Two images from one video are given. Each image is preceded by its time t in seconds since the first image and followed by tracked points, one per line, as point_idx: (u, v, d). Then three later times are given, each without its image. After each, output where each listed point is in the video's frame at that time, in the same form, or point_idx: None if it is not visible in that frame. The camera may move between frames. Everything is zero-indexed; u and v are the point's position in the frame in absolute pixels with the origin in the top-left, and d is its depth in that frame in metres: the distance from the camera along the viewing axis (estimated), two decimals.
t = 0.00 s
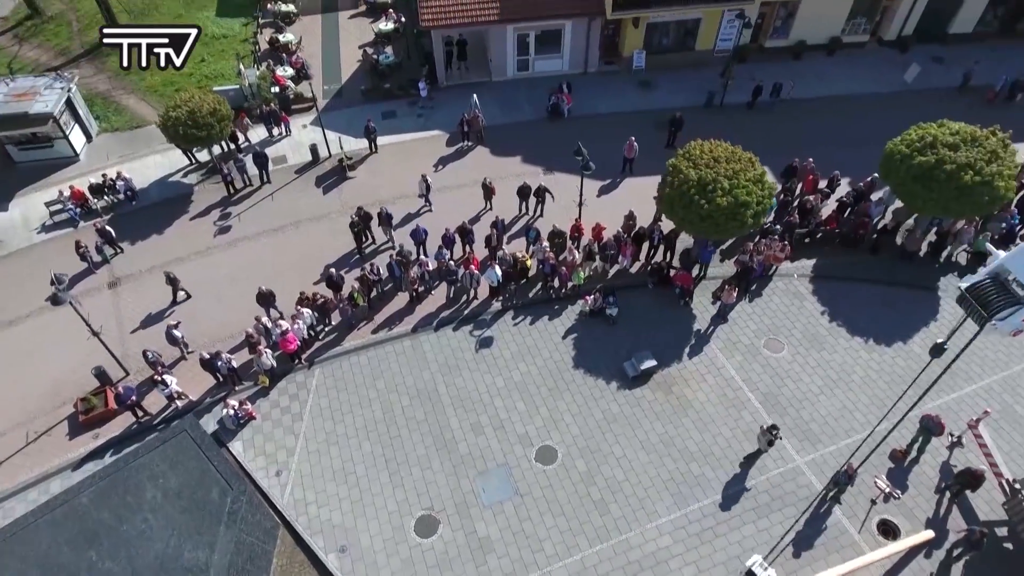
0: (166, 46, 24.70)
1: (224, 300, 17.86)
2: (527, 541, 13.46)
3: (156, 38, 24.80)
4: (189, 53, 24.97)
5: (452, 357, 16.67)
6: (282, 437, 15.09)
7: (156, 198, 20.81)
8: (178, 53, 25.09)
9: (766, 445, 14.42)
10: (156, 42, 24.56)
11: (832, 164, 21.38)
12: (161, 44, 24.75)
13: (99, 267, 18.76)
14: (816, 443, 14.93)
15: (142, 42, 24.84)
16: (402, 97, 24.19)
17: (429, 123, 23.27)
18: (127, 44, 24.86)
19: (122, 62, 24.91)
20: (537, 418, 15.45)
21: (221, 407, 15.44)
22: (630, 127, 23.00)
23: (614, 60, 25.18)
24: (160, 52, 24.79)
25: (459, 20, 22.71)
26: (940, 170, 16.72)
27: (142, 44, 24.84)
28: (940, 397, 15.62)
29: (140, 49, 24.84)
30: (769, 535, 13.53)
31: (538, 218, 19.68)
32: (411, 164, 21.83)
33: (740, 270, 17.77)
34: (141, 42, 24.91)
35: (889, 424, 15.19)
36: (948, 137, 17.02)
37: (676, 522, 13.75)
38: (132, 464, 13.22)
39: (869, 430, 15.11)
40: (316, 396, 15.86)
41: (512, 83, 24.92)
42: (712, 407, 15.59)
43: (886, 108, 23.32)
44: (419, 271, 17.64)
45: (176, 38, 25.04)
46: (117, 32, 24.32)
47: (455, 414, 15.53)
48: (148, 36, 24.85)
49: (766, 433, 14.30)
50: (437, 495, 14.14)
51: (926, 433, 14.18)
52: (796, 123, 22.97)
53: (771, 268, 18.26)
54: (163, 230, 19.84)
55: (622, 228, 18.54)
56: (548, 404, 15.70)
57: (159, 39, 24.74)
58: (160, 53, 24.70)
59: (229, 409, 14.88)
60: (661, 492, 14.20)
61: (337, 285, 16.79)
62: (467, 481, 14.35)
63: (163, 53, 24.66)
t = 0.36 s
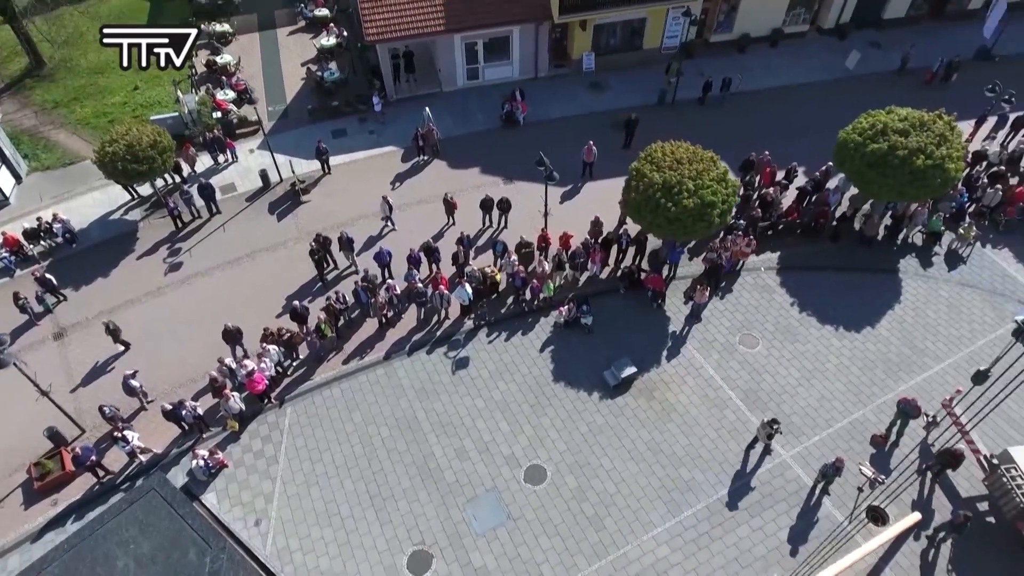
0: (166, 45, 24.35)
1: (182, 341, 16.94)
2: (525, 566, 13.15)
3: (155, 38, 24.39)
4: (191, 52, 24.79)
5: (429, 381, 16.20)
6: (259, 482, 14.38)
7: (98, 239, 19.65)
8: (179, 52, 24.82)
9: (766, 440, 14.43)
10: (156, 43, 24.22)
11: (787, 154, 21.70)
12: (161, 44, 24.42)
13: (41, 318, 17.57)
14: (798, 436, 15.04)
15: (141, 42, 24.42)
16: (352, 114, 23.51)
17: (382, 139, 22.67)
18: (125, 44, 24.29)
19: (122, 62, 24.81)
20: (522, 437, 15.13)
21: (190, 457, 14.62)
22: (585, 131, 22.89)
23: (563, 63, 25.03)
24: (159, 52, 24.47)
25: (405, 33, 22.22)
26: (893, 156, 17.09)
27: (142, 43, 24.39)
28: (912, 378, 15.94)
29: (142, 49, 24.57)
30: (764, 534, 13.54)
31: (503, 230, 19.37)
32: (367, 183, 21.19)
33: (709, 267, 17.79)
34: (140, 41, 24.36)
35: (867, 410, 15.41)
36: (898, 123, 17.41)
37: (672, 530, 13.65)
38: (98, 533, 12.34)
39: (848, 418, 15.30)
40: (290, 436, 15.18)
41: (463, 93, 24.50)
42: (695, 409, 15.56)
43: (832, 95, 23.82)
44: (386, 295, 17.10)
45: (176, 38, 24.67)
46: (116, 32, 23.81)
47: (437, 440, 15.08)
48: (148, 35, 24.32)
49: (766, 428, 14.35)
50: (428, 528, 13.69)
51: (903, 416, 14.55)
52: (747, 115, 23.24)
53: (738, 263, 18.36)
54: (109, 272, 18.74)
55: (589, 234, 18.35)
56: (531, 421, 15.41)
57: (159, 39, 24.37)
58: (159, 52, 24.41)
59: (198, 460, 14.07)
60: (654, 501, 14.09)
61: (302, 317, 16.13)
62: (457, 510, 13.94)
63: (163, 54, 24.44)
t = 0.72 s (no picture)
0: (166, 45, 24.57)
1: (133, 397, 15.88)
2: None
3: (155, 38, 24.62)
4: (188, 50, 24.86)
5: (402, 411, 15.65)
6: (233, 539, 13.58)
7: (28, 293, 18.27)
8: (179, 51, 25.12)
9: (762, 431, 14.52)
10: (156, 42, 24.49)
11: (734, 146, 22.00)
12: (160, 45, 24.60)
13: None
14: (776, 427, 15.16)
15: (140, 42, 24.56)
16: (292, 137, 22.63)
17: (327, 161, 21.90)
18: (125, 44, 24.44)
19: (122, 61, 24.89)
20: (505, 459, 14.78)
21: (156, 521, 13.69)
22: (535, 137, 22.69)
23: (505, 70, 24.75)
24: (160, 51, 24.53)
25: (343, 52, 21.58)
26: (839, 142, 17.48)
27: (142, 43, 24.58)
28: (878, 358, 16.30)
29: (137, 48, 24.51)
30: (756, 531, 13.58)
31: (462, 246, 18.95)
32: (316, 208, 20.42)
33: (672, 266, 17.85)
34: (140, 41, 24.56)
35: (839, 394, 15.67)
36: (840, 110, 17.81)
37: (665, 538, 13.55)
38: None
39: (822, 404, 15.52)
40: (262, 486, 14.40)
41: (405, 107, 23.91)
42: (674, 411, 15.53)
43: (770, 84, 24.31)
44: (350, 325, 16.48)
45: (176, 37, 25.08)
46: (115, 33, 23.89)
47: (418, 473, 14.57)
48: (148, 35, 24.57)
49: (761, 421, 14.41)
50: (419, 567, 13.19)
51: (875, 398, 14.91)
52: (691, 109, 23.47)
53: (700, 259, 18.47)
54: (44, 329, 17.42)
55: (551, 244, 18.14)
56: (512, 441, 15.08)
57: (158, 40, 24.58)
58: (157, 53, 24.54)
59: (166, 524, 13.16)
60: (644, 509, 13.97)
61: (263, 358, 15.37)
62: (447, 544, 13.48)
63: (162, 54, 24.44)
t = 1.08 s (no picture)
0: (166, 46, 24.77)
1: (87, 461, 14.79)
2: None
3: (156, 38, 24.90)
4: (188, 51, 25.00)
5: (380, 445, 15.08)
6: None
7: None
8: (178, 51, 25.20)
9: (755, 421, 14.73)
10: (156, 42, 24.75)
11: (683, 141, 22.17)
12: (160, 44, 24.91)
13: None
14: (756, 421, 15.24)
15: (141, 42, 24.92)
16: (233, 166, 21.64)
17: (272, 188, 21.01)
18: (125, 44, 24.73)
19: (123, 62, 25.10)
20: (492, 483, 14.41)
21: None
22: (485, 146, 22.34)
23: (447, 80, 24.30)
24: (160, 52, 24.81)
25: (279, 74, 20.76)
26: (788, 133, 17.74)
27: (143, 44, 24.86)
28: (845, 341, 16.62)
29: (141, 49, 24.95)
30: (750, 528, 13.61)
31: (424, 266, 18.46)
32: (266, 239, 19.53)
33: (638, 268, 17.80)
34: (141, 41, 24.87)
35: (813, 381, 15.91)
36: (786, 101, 18.08)
37: (662, 546, 13.44)
38: None
39: (797, 393, 15.72)
40: (239, 541, 13.61)
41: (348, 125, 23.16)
42: (656, 415, 15.45)
43: (711, 77, 24.63)
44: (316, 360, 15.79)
45: (176, 37, 25.20)
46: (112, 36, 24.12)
47: (404, 508, 14.04)
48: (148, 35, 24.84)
49: (755, 410, 14.61)
50: None
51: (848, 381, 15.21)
52: (638, 107, 23.54)
53: (664, 259, 18.50)
54: None
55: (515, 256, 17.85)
56: (497, 464, 14.71)
57: (158, 39, 24.87)
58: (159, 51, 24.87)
59: None
60: (638, 519, 13.83)
61: (226, 406, 14.54)
62: None
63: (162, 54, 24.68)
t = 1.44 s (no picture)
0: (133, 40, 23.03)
1: (43, 535, 13.67)
2: None
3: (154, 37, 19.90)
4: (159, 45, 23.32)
5: (361, 482, 14.47)
6: None
7: None
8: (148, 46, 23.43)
9: (745, 411, 14.70)
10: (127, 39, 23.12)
11: (635, 140, 22.19)
12: (160, 44, 19.90)
13: None
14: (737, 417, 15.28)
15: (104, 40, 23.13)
16: (172, 201, 20.52)
17: (217, 221, 20.01)
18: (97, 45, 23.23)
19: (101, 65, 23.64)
20: (482, 510, 14.01)
21: None
22: (437, 159, 21.84)
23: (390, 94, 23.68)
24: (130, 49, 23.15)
25: (214, 101, 19.86)
26: (739, 126, 17.91)
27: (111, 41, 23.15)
28: (812, 327, 16.88)
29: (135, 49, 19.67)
30: (743, 526, 13.63)
31: (387, 290, 17.87)
32: (216, 276, 18.55)
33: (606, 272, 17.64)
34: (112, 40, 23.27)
35: (787, 370, 16.09)
36: (734, 95, 18.26)
37: (660, 554, 13.33)
38: None
39: (773, 384, 15.86)
40: None
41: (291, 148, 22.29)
42: (639, 420, 15.34)
43: (655, 73, 24.77)
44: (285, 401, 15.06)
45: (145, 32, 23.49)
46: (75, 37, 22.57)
47: (393, 547, 13.50)
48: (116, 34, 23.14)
49: (743, 401, 14.59)
50: None
51: (822, 368, 15.19)
52: (586, 109, 23.46)
53: (630, 261, 18.42)
54: None
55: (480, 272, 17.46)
56: (485, 489, 14.32)
57: (157, 38, 19.90)
58: (159, 55, 19.81)
59: None
60: (633, 530, 13.67)
61: (192, 459, 13.74)
62: None
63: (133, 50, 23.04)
